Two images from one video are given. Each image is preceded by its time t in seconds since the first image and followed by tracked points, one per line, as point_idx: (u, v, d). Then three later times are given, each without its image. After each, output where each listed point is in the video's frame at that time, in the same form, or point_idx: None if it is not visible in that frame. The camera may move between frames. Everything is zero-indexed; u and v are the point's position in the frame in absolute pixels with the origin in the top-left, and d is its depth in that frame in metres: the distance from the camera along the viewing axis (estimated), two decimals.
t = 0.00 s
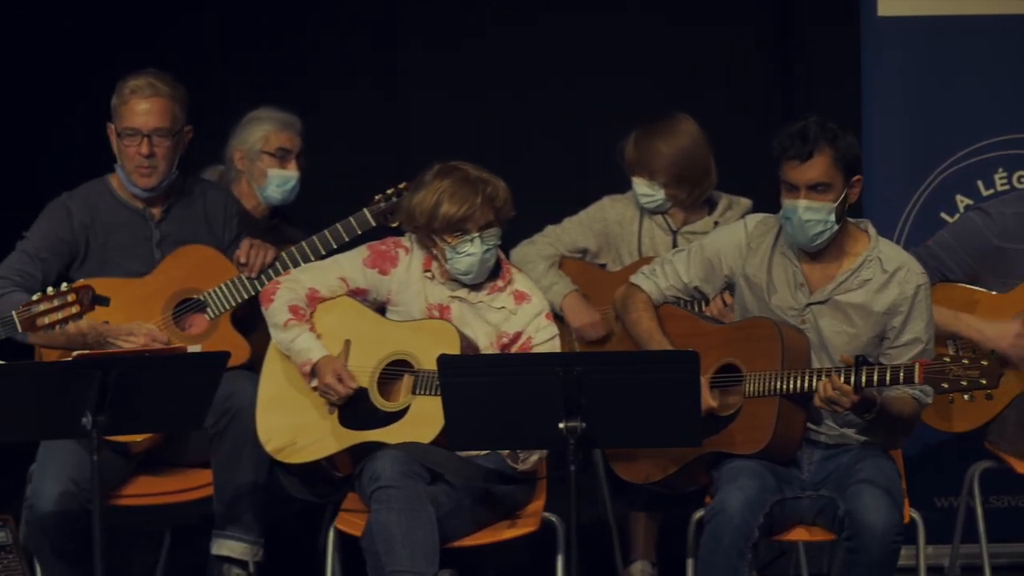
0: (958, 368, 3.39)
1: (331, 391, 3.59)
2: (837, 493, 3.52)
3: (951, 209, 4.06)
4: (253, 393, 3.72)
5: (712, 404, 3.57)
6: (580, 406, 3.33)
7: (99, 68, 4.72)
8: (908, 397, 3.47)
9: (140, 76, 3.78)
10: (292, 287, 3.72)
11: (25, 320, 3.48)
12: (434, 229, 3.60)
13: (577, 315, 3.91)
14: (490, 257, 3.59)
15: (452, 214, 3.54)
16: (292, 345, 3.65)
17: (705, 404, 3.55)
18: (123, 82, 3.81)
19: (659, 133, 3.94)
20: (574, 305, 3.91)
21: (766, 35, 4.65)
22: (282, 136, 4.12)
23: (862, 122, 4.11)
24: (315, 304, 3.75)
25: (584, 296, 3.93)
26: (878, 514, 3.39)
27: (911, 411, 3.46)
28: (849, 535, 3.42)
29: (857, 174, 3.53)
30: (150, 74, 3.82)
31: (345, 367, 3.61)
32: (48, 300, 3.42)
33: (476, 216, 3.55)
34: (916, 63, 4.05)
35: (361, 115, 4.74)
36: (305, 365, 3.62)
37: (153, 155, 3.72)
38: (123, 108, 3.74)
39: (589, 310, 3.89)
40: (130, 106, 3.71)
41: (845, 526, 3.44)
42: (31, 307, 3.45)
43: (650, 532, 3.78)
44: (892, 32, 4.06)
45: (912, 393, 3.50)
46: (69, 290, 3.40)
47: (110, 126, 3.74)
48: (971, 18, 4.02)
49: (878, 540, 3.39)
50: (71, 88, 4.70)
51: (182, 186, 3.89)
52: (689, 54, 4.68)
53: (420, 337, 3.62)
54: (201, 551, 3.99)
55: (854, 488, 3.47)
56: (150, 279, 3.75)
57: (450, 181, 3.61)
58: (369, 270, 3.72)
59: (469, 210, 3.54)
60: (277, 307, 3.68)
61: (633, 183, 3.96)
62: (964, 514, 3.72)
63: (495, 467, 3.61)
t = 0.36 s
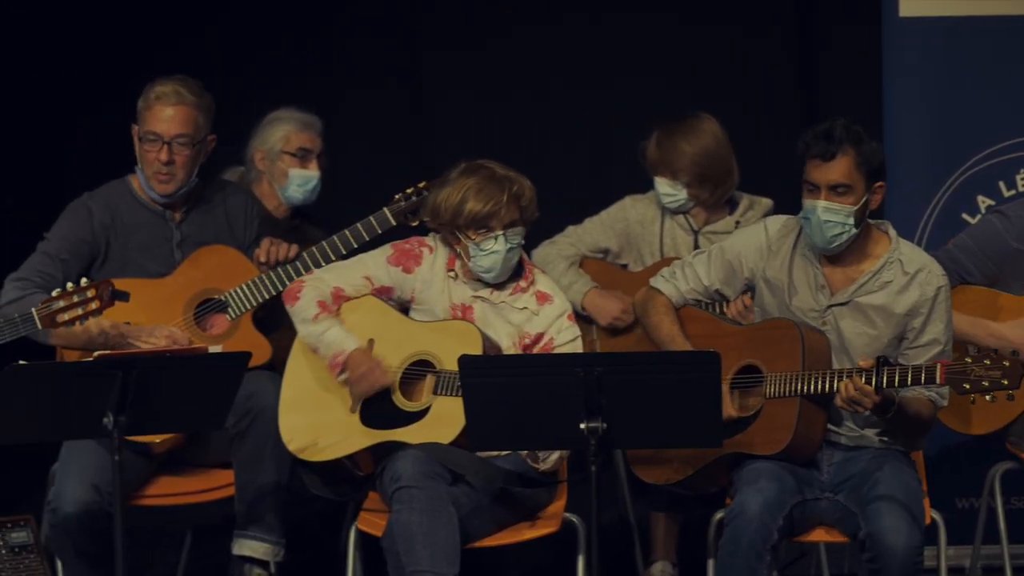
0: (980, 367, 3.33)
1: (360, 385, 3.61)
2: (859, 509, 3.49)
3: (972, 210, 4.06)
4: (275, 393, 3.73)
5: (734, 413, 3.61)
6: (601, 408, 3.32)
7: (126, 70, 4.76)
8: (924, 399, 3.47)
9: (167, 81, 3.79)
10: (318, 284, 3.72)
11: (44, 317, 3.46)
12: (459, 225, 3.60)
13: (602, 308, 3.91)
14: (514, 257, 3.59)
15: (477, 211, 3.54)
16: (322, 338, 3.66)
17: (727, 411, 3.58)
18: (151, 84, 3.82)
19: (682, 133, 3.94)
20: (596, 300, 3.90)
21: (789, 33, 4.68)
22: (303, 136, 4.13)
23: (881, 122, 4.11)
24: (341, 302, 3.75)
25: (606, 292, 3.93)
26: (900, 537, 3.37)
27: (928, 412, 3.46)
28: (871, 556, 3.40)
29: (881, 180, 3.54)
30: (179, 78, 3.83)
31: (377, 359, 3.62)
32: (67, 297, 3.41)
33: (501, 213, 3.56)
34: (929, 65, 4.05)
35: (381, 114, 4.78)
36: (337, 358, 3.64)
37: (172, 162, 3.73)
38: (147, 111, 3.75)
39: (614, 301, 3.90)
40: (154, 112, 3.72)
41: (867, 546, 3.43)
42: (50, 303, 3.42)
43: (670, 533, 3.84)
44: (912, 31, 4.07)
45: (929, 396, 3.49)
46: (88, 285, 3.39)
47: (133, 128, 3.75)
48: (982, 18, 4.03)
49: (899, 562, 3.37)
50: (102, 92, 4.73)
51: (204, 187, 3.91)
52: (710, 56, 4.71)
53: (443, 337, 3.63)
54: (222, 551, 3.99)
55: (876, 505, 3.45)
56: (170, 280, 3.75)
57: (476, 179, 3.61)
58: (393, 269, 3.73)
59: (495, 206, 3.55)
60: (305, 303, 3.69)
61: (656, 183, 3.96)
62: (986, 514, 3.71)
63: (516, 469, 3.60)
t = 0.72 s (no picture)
0: (997, 364, 3.29)
1: (397, 375, 3.62)
2: (883, 498, 3.47)
3: (996, 210, 4.11)
4: (297, 393, 3.72)
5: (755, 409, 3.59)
6: (624, 408, 3.31)
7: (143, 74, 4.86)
8: (945, 398, 3.46)
9: (203, 86, 3.80)
10: (336, 283, 3.73)
11: (71, 321, 3.45)
12: (475, 226, 3.59)
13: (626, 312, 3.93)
14: (530, 258, 3.57)
15: (494, 212, 3.53)
16: (343, 336, 3.67)
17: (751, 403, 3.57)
18: (185, 87, 3.82)
19: (708, 133, 3.95)
20: (621, 302, 3.94)
21: (809, 33, 4.74)
22: (329, 136, 4.13)
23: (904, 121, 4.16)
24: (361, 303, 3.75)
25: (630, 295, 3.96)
26: (926, 519, 3.34)
27: (950, 412, 3.45)
28: (896, 539, 3.37)
29: (900, 180, 3.51)
30: (215, 83, 3.83)
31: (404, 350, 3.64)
32: (94, 301, 3.41)
33: (518, 214, 3.54)
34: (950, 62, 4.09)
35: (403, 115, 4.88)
36: (362, 353, 3.64)
37: (201, 168, 3.73)
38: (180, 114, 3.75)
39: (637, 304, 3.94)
40: (186, 116, 3.72)
41: (892, 530, 3.39)
42: (77, 307, 3.42)
43: (694, 533, 3.86)
44: (935, 32, 4.10)
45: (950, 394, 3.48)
46: (115, 290, 3.39)
47: (165, 130, 3.75)
48: (1006, 18, 4.07)
49: (925, 544, 3.34)
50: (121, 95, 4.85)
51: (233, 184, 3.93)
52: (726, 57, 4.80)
53: (464, 337, 3.62)
54: (246, 551, 4.00)
55: (901, 490, 3.42)
56: (193, 280, 3.76)
57: (492, 181, 3.60)
58: (412, 270, 3.72)
59: (511, 207, 3.53)
60: (325, 301, 3.69)
61: (681, 184, 3.98)
62: (1010, 516, 3.72)
63: (540, 469, 3.57)
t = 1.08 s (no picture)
0: None
1: (403, 387, 3.60)
2: (904, 497, 3.46)
3: (1019, 210, 4.10)
4: (321, 393, 3.72)
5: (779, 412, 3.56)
6: (648, 409, 3.29)
7: (151, 75, 4.88)
8: (972, 403, 3.43)
9: (208, 78, 3.80)
10: (358, 290, 3.73)
11: (98, 326, 3.49)
12: (499, 219, 3.58)
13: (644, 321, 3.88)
14: (554, 251, 3.56)
15: (517, 203, 3.53)
16: (361, 346, 3.66)
17: (772, 409, 3.54)
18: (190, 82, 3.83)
19: (733, 132, 3.95)
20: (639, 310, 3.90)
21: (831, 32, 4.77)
22: (353, 136, 4.14)
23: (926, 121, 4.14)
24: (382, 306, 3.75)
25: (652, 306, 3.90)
26: (946, 521, 3.33)
27: (978, 417, 3.42)
28: (916, 539, 3.36)
29: (927, 176, 3.49)
30: (219, 73, 3.84)
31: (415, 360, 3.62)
32: (120, 305, 3.43)
33: (541, 206, 3.54)
34: (976, 62, 4.07)
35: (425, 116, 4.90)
36: (377, 364, 3.63)
37: (222, 158, 3.74)
38: (191, 110, 3.77)
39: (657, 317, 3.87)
40: (198, 110, 3.73)
41: (912, 532, 3.39)
42: (105, 312, 3.45)
43: (716, 535, 3.84)
44: (959, 32, 4.09)
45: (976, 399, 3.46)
46: (142, 296, 3.42)
47: (180, 129, 3.77)
48: None
49: (945, 546, 3.33)
50: (129, 98, 4.87)
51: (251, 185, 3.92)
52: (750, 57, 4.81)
53: (485, 336, 3.59)
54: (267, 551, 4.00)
55: (921, 492, 3.41)
56: (218, 281, 3.77)
57: (517, 174, 3.60)
58: (434, 271, 3.71)
59: (535, 198, 3.53)
60: (345, 310, 3.69)
61: (705, 183, 3.98)
62: None
63: (560, 468, 3.54)
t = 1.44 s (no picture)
0: None
1: (422, 392, 3.58)
2: (928, 519, 3.44)
3: None
4: (343, 396, 3.72)
5: (802, 415, 3.54)
6: (671, 410, 3.21)
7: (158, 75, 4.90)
8: (993, 402, 3.42)
9: (228, 85, 3.81)
10: (383, 291, 3.72)
11: (121, 329, 3.48)
12: (524, 218, 3.58)
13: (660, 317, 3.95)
14: (579, 251, 3.55)
15: (542, 202, 3.53)
16: (386, 347, 3.65)
17: (795, 415, 3.52)
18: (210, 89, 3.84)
19: (753, 133, 3.99)
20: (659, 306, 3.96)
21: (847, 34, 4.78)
22: (374, 136, 4.19)
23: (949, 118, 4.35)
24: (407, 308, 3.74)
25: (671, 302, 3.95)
26: (969, 550, 3.31)
27: (998, 416, 3.41)
28: (939, 567, 3.35)
29: (946, 183, 3.45)
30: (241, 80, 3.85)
31: (439, 367, 3.60)
32: (145, 309, 3.44)
33: (566, 205, 3.53)
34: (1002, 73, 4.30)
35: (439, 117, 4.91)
36: (400, 366, 3.62)
37: (240, 165, 3.74)
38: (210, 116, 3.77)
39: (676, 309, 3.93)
40: (217, 116, 3.73)
41: (936, 558, 3.38)
42: (128, 316, 3.45)
43: (738, 536, 3.85)
44: (980, 33, 4.31)
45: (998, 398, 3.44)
46: (166, 300, 3.42)
47: (199, 135, 3.77)
48: None
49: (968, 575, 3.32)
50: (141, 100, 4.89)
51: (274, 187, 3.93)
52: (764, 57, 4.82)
53: (509, 336, 3.58)
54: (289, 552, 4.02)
55: (945, 516, 3.39)
56: (239, 283, 3.76)
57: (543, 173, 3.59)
58: (458, 271, 3.70)
59: (559, 198, 3.53)
60: (370, 311, 3.68)
61: (728, 183, 4.02)
62: None
63: (583, 469, 3.53)
